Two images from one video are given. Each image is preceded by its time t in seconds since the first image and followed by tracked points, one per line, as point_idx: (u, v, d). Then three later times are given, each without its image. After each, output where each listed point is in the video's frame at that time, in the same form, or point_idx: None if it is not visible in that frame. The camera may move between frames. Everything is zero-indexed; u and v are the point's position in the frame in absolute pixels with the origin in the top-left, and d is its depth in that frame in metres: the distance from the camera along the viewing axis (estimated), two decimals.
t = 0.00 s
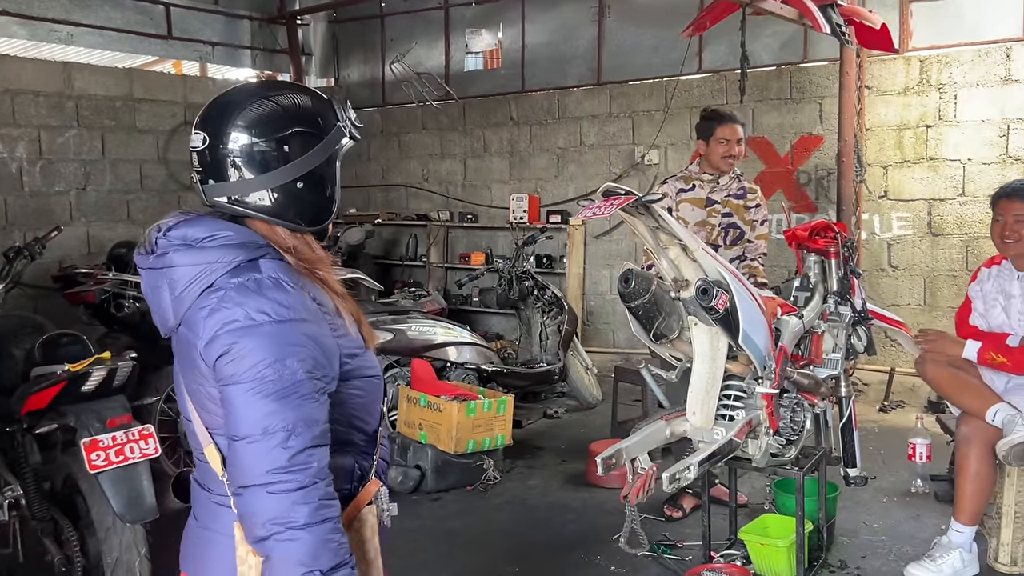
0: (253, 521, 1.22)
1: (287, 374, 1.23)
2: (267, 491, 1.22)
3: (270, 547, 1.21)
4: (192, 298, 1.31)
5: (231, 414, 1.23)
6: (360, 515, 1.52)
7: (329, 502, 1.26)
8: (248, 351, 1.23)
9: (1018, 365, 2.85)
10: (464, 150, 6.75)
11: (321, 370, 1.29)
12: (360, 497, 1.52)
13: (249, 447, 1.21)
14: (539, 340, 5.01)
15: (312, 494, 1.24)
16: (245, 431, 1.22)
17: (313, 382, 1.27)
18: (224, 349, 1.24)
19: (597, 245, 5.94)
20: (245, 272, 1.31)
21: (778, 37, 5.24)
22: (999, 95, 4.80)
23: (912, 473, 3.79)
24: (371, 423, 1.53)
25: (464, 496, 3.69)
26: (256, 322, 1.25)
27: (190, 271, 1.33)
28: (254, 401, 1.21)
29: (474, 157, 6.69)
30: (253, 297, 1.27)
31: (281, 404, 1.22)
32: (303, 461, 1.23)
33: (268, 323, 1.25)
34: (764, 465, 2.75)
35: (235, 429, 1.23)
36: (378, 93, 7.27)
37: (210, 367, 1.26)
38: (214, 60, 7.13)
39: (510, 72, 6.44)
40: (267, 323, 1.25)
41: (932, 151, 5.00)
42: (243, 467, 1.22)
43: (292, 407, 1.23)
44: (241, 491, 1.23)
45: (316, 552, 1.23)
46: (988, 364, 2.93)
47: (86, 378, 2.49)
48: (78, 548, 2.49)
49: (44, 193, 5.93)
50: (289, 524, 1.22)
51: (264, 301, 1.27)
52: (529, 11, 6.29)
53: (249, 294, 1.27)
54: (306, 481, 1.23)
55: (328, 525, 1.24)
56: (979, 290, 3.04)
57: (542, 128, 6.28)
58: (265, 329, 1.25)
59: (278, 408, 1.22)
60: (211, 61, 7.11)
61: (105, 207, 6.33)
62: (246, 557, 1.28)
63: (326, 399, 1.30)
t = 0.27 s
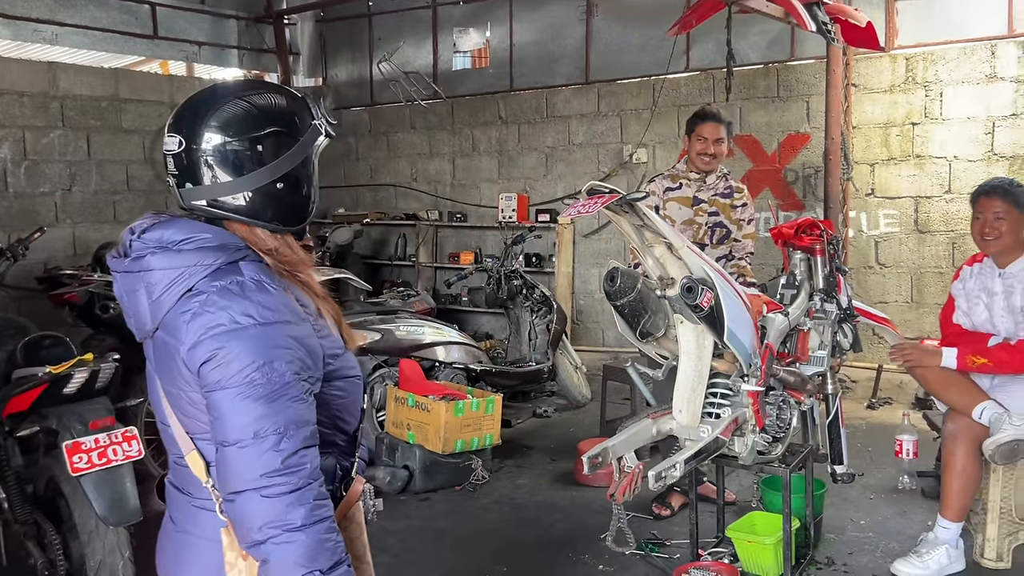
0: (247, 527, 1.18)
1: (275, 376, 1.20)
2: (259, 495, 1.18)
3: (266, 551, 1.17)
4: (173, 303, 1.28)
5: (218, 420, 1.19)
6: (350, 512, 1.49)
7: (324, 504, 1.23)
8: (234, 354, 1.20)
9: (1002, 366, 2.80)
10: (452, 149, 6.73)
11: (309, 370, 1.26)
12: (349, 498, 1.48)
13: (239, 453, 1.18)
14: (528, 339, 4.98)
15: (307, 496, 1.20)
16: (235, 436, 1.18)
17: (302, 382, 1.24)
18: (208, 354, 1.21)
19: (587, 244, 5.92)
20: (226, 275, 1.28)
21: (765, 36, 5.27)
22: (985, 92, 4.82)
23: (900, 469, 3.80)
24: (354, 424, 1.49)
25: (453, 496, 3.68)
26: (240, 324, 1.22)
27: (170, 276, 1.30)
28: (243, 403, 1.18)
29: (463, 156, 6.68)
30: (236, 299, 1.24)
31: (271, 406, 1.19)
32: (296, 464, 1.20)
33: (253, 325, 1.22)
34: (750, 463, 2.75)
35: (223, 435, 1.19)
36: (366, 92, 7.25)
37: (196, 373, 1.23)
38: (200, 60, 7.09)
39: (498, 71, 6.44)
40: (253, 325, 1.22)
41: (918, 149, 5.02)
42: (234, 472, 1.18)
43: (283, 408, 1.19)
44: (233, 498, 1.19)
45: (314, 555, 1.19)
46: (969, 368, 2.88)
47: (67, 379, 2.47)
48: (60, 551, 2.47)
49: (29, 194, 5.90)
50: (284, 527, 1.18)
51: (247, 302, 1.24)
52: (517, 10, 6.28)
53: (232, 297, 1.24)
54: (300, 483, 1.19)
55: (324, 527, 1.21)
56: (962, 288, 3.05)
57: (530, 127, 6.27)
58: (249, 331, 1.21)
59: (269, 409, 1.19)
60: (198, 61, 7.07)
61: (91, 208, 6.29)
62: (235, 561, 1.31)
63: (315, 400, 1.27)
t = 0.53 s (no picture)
0: (180, 529, 1.18)
1: (208, 381, 1.19)
2: (190, 499, 1.17)
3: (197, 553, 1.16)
4: (108, 307, 1.26)
5: (151, 424, 1.18)
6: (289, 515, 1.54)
7: (258, 505, 1.22)
8: (165, 359, 1.17)
9: (961, 365, 2.85)
10: (425, 150, 6.71)
11: (243, 372, 1.24)
12: (293, 500, 1.53)
13: (170, 457, 1.16)
14: (500, 340, 4.96)
15: (240, 498, 1.19)
16: (166, 440, 1.17)
17: (236, 384, 1.23)
18: (140, 361, 1.18)
19: (560, 245, 5.91)
20: (160, 279, 1.25)
21: (735, 37, 5.28)
22: (951, 93, 4.87)
23: (869, 467, 3.83)
24: (297, 427, 1.47)
25: (423, 500, 3.66)
26: (171, 328, 1.19)
27: (107, 282, 1.28)
28: (175, 408, 1.16)
29: (436, 157, 6.65)
30: (168, 304, 1.21)
31: (202, 411, 1.17)
32: (229, 467, 1.18)
33: (186, 330, 1.20)
34: (718, 464, 2.76)
35: (156, 439, 1.18)
36: (338, 93, 7.20)
37: (128, 376, 1.21)
38: (169, 61, 7.00)
39: (470, 72, 6.42)
40: (185, 330, 1.20)
41: (887, 149, 5.06)
42: (166, 475, 1.17)
43: (215, 412, 1.18)
44: (166, 501, 1.18)
45: (247, 557, 1.19)
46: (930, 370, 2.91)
47: (21, 387, 2.37)
48: (15, 562, 2.42)
49: None
50: (216, 530, 1.17)
51: (179, 307, 1.21)
52: (489, 11, 6.27)
53: (164, 303, 1.21)
54: (232, 486, 1.19)
55: (258, 528, 1.21)
56: (924, 288, 3.13)
57: (503, 128, 6.25)
58: (181, 337, 1.19)
59: (200, 414, 1.17)
60: (167, 62, 6.98)
61: (57, 211, 6.20)
62: (175, 563, 1.31)
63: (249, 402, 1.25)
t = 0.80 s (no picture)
0: (108, 514, 1.17)
1: (137, 369, 1.18)
2: (119, 484, 1.16)
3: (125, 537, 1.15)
4: (41, 301, 1.25)
5: (80, 412, 1.17)
6: (224, 506, 1.49)
7: (188, 492, 1.21)
8: (94, 347, 1.16)
9: (927, 366, 2.85)
10: (402, 153, 6.68)
11: (174, 361, 1.24)
12: (227, 490, 1.49)
13: (99, 443, 1.15)
14: (476, 343, 4.90)
15: (169, 482, 1.18)
16: (94, 427, 1.16)
17: (167, 373, 1.22)
18: (70, 351, 1.17)
19: (538, 247, 5.90)
20: (94, 274, 1.24)
21: (709, 38, 5.29)
22: (923, 93, 4.88)
23: (841, 468, 3.83)
24: (235, 421, 1.49)
25: (395, 505, 3.63)
26: (101, 319, 1.19)
27: (44, 279, 1.27)
28: (103, 394, 1.15)
29: (413, 159, 6.63)
30: (100, 297, 1.21)
31: (130, 397, 1.16)
32: (158, 452, 1.18)
33: (116, 321, 1.19)
34: (685, 466, 2.75)
35: (86, 425, 1.16)
36: (314, 96, 7.16)
37: (59, 367, 1.20)
38: (142, 63, 6.94)
39: (446, 74, 6.40)
40: (116, 321, 1.19)
41: (860, 150, 5.08)
42: (95, 462, 1.16)
43: (144, 398, 1.17)
44: (95, 488, 1.17)
45: (177, 540, 1.18)
46: (896, 372, 2.91)
47: None
48: None
49: None
50: (145, 515, 1.16)
51: (112, 300, 1.21)
52: (464, 13, 6.25)
53: (97, 297, 1.21)
54: (161, 472, 1.18)
55: (188, 514, 1.20)
56: (892, 289, 3.20)
57: (480, 130, 6.24)
58: (112, 328, 1.19)
59: (129, 400, 1.16)
60: (140, 65, 6.92)
61: (28, 216, 6.12)
62: (112, 551, 1.32)
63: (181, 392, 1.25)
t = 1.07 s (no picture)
0: (67, 501, 1.17)
1: (93, 362, 1.18)
2: (78, 474, 1.16)
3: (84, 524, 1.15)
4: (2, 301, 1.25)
5: (39, 405, 1.17)
6: (184, 497, 1.45)
7: (147, 481, 1.21)
8: (51, 342, 1.17)
9: (912, 366, 2.82)
10: (392, 154, 6.66)
11: (132, 355, 1.24)
12: (186, 481, 1.45)
13: (57, 435, 1.16)
14: (465, 345, 4.90)
15: (125, 470, 1.19)
16: (53, 419, 1.16)
17: (125, 367, 1.23)
18: (28, 346, 1.18)
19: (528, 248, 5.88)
20: (54, 273, 1.25)
21: (698, 38, 5.27)
22: (911, 92, 4.87)
23: (829, 468, 3.82)
24: (199, 415, 1.49)
25: (381, 509, 3.61)
26: (59, 315, 1.20)
27: (6, 280, 1.27)
28: (60, 387, 1.16)
29: (403, 161, 6.61)
30: (58, 295, 1.22)
31: (88, 389, 1.17)
32: (116, 442, 1.18)
33: (73, 317, 1.20)
34: (668, 468, 2.73)
35: (44, 417, 1.17)
36: (304, 98, 7.14)
37: (19, 364, 1.20)
38: (131, 66, 6.92)
39: (436, 75, 6.38)
40: (73, 317, 1.20)
41: (849, 148, 5.06)
42: (54, 453, 1.17)
43: (101, 389, 1.18)
44: (55, 479, 1.18)
45: (136, 526, 1.18)
46: (881, 372, 2.90)
47: None
48: None
49: None
50: (103, 502, 1.16)
51: (70, 298, 1.22)
52: (453, 14, 6.23)
53: (54, 294, 1.22)
54: (119, 461, 1.18)
55: (146, 502, 1.20)
56: (878, 288, 3.18)
57: (469, 131, 6.22)
58: (69, 324, 1.19)
59: (86, 392, 1.17)
60: (128, 68, 6.90)
61: (15, 220, 6.10)
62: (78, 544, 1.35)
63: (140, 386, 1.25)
